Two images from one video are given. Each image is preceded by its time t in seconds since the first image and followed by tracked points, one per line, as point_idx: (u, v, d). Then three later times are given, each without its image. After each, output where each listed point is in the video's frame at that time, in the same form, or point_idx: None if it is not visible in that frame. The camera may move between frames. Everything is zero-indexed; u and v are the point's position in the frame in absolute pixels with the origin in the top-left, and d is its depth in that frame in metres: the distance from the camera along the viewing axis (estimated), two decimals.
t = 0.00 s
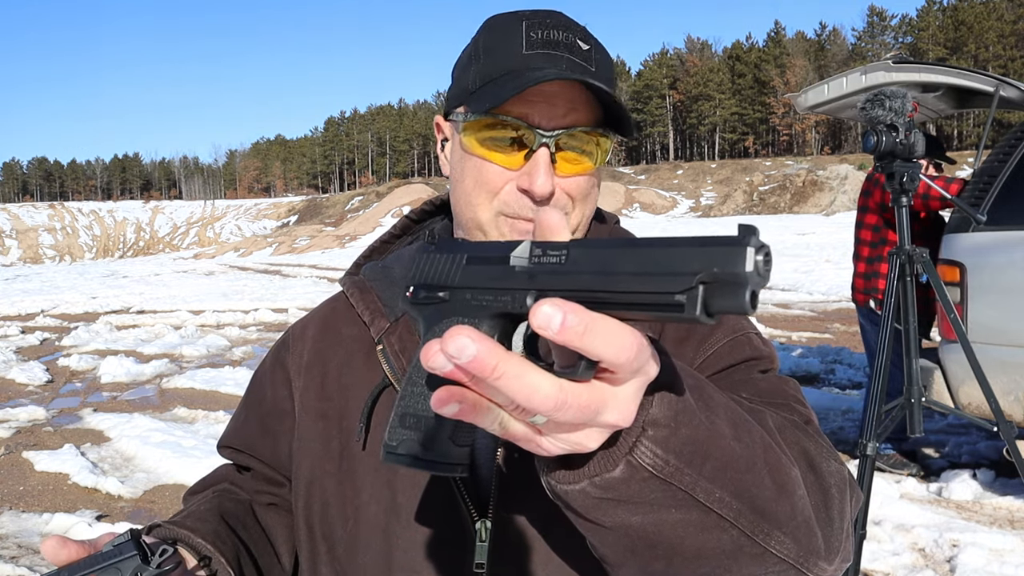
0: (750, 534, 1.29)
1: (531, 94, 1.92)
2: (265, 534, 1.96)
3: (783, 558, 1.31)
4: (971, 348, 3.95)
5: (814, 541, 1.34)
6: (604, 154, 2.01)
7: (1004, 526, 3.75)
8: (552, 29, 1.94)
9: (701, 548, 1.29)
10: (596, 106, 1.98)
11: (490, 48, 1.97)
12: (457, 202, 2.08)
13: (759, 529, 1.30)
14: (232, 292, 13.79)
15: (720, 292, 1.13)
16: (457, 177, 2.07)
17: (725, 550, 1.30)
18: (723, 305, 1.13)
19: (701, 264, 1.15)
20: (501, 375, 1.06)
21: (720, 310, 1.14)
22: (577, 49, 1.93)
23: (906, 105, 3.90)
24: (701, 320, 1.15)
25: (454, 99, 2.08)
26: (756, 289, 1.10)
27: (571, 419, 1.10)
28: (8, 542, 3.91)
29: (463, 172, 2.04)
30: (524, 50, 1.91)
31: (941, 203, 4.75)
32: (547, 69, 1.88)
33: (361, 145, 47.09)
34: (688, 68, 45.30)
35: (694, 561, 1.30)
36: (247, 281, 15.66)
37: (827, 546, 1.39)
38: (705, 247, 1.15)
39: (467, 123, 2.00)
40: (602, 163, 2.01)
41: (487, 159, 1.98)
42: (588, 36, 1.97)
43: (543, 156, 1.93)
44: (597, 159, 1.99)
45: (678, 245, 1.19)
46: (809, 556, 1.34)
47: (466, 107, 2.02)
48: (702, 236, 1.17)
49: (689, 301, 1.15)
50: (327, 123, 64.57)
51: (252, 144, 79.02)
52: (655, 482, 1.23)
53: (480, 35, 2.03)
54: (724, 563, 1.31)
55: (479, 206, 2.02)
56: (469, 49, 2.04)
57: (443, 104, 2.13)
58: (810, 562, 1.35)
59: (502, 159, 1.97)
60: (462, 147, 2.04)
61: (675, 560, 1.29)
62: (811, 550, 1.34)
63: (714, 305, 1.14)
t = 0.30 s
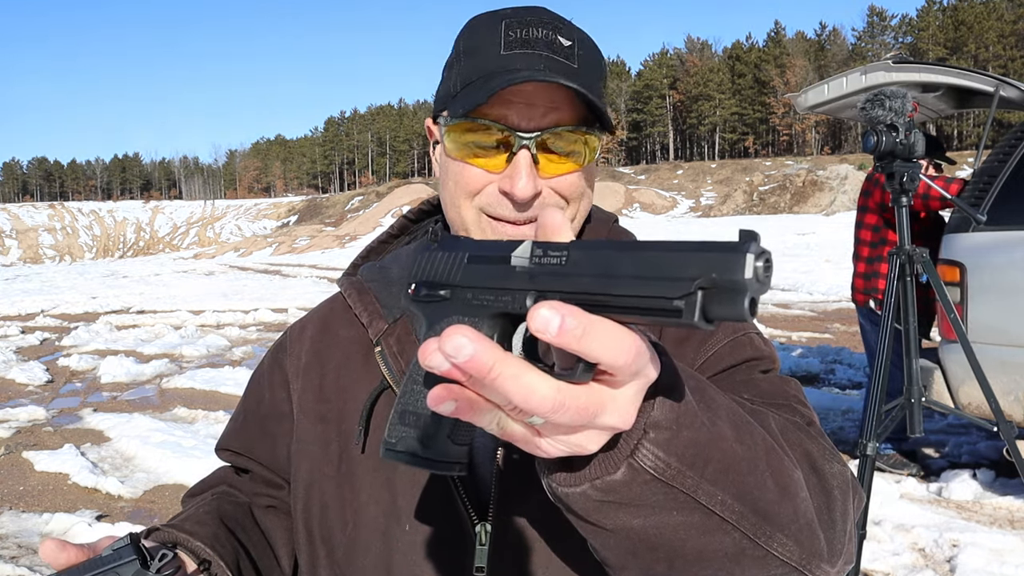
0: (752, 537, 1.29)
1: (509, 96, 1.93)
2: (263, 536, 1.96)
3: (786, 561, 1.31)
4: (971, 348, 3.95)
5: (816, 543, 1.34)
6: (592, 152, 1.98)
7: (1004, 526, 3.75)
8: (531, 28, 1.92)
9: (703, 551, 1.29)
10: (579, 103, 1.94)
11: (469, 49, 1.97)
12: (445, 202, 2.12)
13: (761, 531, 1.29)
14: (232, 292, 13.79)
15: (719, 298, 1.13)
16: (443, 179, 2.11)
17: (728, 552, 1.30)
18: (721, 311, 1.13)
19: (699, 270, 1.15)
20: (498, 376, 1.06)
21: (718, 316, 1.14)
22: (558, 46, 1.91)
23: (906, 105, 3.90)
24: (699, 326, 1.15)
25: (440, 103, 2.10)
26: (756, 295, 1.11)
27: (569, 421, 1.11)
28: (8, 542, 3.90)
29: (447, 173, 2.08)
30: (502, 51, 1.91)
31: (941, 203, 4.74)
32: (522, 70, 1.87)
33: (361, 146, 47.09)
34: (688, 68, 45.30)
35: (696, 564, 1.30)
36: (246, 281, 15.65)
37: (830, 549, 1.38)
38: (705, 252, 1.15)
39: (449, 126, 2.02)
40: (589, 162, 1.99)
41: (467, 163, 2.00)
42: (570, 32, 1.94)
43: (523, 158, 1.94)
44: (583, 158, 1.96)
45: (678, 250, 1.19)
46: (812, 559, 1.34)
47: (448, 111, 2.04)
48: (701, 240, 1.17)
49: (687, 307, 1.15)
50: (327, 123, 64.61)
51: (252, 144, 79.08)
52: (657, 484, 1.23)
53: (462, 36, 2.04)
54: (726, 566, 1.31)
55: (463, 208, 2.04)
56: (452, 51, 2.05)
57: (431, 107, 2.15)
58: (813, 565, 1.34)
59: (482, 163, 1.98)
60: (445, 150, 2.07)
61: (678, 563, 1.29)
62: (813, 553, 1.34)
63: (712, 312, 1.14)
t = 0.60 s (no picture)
0: (752, 539, 1.30)
1: (452, 102, 1.96)
2: (260, 538, 1.96)
3: (787, 563, 1.32)
4: (971, 348, 3.95)
5: (818, 545, 1.35)
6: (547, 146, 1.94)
7: (1005, 526, 3.75)
8: (471, 28, 1.93)
9: (702, 554, 1.30)
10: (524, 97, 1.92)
11: (416, 61, 2.02)
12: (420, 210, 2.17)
13: (762, 533, 1.30)
14: (232, 292, 13.79)
15: (717, 302, 1.13)
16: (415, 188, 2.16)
17: (728, 555, 1.31)
18: (719, 317, 1.13)
19: (698, 274, 1.14)
20: (492, 381, 1.06)
21: (715, 321, 1.14)
22: (497, 43, 1.90)
23: (906, 105, 3.91)
24: (697, 330, 1.14)
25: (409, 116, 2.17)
26: (754, 300, 1.11)
27: (565, 426, 1.11)
28: (8, 542, 3.90)
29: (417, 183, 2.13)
30: (441, 57, 1.93)
31: (941, 203, 4.74)
32: (454, 73, 1.89)
33: (361, 145, 47.07)
34: (688, 68, 45.30)
35: (696, 567, 1.30)
36: (247, 281, 15.65)
37: (833, 550, 1.39)
38: (701, 256, 1.15)
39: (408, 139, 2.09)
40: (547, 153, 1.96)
41: (426, 173, 2.06)
42: (513, 25, 1.92)
43: (472, 160, 1.95)
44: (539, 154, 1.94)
45: (676, 253, 1.18)
46: (814, 561, 1.34)
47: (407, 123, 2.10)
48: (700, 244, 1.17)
49: (684, 312, 1.14)
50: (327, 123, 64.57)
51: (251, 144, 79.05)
52: (655, 487, 1.23)
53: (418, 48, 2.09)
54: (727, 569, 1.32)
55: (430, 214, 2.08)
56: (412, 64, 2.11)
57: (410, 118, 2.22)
58: (815, 567, 1.35)
59: (436, 171, 2.03)
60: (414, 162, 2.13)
61: (677, 566, 1.29)
62: (815, 555, 1.34)
63: (710, 316, 1.14)
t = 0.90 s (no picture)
0: (771, 512, 1.30)
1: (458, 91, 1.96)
2: (256, 535, 1.96)
3: (807, 534, 1.32)
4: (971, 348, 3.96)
5: (836, 516, 1.36)
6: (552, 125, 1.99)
7: (1004, 526, 3.75)
8: (467, 21, 1.96)
9: (722, 529, 1.30)
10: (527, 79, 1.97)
11: (410, 58, 2.02)
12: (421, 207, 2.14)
13: (780, 505, 1.31)
14: (232, 292, 13.80)
15: (712, 274, 1.13)
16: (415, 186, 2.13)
17: (747, 529, 1.31)
18: (715, 289, 1.13)
19: (692, 247, 1.14)
20: (494, 361, 1.06)
21: (712, 293, 1.14)
22: (495, 32, 1.94)
23: (905, 105, 3.92)
24: (694, 303, 1.14)
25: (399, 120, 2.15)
26: (749, 270, 1.11)
27: (569, 406, 1.10)
28: (8, 542, 3.91)
29: (418, 181, 2.09)
30: (440, 49, 1.94)
31: (941, 203, 4.74)
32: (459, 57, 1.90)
33: (361, 145, 47.06)
34: (688, 67, 45.29)
35: (716, 543, 1.30)
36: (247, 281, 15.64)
37: (852, 521, 1.40)
38: (694, 229, 1.15)
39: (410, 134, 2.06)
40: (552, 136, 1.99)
41: (431, 163, 2.02)
42: (505, 18, 1.98)
43: (483, 143, 1.94)
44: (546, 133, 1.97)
45: (671, 228, 1.18)
46: (834, 531, 1.35)
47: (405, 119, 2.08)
48: (693, 217, 1.17)
49: (680, 285, 1.15)
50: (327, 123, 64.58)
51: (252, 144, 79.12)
52: (669, 462, 1.23)
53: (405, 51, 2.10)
54: (746, 544, 1.32)
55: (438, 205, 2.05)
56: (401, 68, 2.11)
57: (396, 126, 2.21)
58: (835, 538, 1.36)
59: (444, 160, 2.00)
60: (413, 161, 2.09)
61: (697, 542, 1.30)
62: (834, 526, 1.36)
63: (705, 289, 1.14)
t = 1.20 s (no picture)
0: (770, 482, 1.30)
1: (536, 86, 1.91)
2: (257, 533, 1.97)
3: (804, 508, 1.33)
4: (971, 348, 3.96)
5: (833, 489, 1.37)
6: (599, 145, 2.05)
7: (1005, 526, 3.75)
8: (547, 22, 1.95)
9: (721, 501, 1.30)
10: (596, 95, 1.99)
11: (485, 41, 1.95)
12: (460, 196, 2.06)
13: (779, 477, 1.31)
14: (232, 292, 13.79)
15: (726, 228, 1.12)
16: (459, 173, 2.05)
17: (747, 502, 1.31)
18: (727, 242, 1.12)
19: (706, 200, 1.14)
20: (504, 314, 1.06)
21: (724, 247, 1.13)
22: (572, 43, 1.96)
23: (906, 105, 3.91)
24: (706, 257, 1.13)
25: (447, 94, 2.04)
26: (763, 224, 1.09)
27: (578, 361, 1.10)
28: (8, 542, 3.90)
29: (466, 166, 2.02)
30: (524, 43, 1.90)
31: (941, 203, 4.75)
32: (551, 58, 1.87)
33: (361, 146, 47.03)
34: (688, 67, 45.27)
35: (715, 516, 1.31)
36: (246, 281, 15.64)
37: (848, 496, 1.41)
38: (708, 182, 1.14)
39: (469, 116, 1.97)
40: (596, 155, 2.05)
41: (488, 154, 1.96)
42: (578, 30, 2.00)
43: (549, 147, 1.93)
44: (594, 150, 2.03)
45: (687, 183, 1.17)
46: (830, 506, 1.36)
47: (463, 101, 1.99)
48: (709, 172, 1.16)
49: (693, 238, 1.14)
50: (327, 123, 64.56)
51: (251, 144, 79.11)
52: (670, 427, 1.23)
53: (468, 29, 2.01)
54: (747, 517, 1.32)
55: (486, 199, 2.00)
56: (459, 43, 2.01)
57: (429, 104, 2.10)
58: (832, 513, 1.36)
59: (507, 153, 1.94)
60: (461, 142, 2.01)
61: (696, 515, 1.30)
62: (831, 499, 1.36)
63: (719, 243, 1.13)
